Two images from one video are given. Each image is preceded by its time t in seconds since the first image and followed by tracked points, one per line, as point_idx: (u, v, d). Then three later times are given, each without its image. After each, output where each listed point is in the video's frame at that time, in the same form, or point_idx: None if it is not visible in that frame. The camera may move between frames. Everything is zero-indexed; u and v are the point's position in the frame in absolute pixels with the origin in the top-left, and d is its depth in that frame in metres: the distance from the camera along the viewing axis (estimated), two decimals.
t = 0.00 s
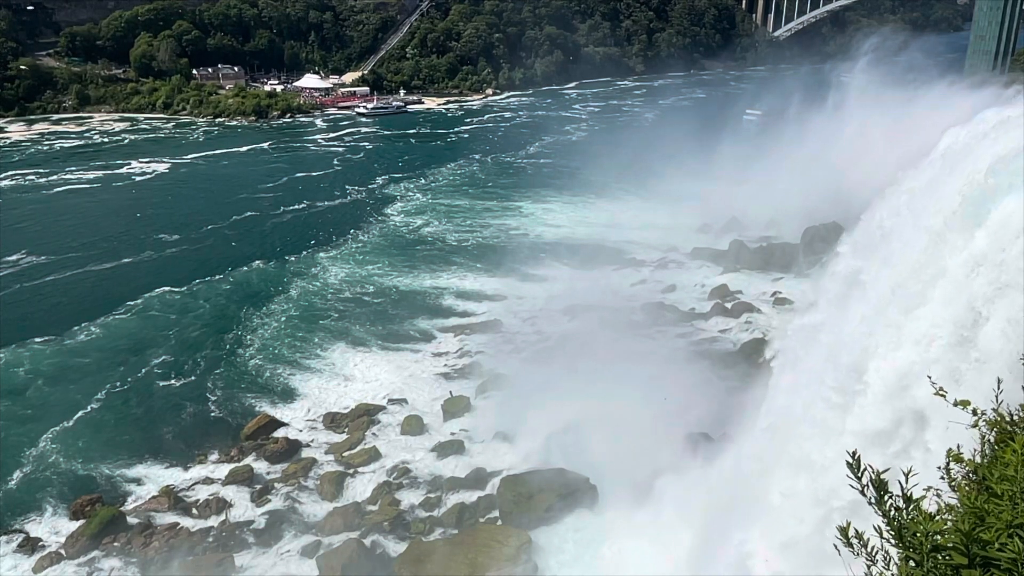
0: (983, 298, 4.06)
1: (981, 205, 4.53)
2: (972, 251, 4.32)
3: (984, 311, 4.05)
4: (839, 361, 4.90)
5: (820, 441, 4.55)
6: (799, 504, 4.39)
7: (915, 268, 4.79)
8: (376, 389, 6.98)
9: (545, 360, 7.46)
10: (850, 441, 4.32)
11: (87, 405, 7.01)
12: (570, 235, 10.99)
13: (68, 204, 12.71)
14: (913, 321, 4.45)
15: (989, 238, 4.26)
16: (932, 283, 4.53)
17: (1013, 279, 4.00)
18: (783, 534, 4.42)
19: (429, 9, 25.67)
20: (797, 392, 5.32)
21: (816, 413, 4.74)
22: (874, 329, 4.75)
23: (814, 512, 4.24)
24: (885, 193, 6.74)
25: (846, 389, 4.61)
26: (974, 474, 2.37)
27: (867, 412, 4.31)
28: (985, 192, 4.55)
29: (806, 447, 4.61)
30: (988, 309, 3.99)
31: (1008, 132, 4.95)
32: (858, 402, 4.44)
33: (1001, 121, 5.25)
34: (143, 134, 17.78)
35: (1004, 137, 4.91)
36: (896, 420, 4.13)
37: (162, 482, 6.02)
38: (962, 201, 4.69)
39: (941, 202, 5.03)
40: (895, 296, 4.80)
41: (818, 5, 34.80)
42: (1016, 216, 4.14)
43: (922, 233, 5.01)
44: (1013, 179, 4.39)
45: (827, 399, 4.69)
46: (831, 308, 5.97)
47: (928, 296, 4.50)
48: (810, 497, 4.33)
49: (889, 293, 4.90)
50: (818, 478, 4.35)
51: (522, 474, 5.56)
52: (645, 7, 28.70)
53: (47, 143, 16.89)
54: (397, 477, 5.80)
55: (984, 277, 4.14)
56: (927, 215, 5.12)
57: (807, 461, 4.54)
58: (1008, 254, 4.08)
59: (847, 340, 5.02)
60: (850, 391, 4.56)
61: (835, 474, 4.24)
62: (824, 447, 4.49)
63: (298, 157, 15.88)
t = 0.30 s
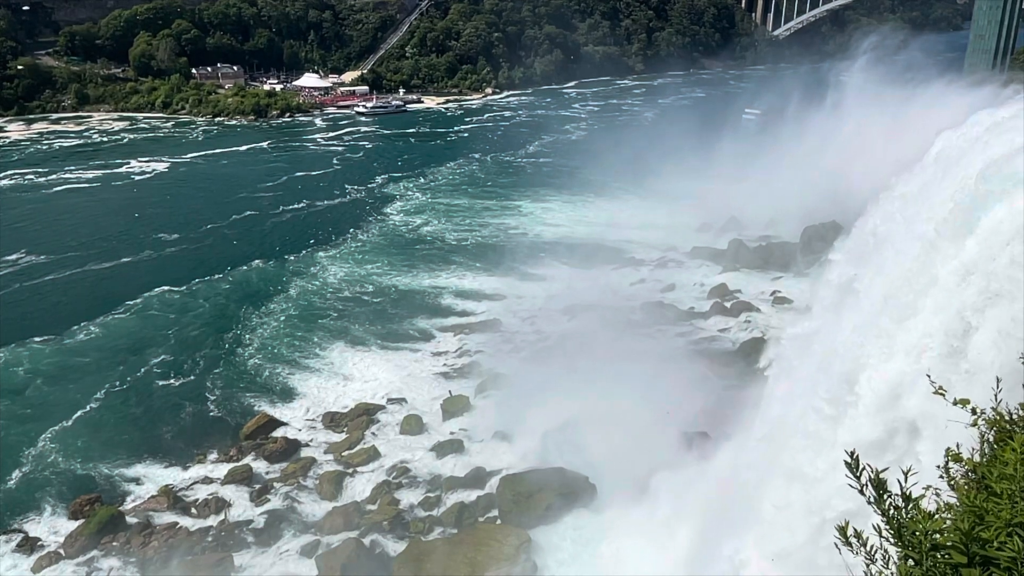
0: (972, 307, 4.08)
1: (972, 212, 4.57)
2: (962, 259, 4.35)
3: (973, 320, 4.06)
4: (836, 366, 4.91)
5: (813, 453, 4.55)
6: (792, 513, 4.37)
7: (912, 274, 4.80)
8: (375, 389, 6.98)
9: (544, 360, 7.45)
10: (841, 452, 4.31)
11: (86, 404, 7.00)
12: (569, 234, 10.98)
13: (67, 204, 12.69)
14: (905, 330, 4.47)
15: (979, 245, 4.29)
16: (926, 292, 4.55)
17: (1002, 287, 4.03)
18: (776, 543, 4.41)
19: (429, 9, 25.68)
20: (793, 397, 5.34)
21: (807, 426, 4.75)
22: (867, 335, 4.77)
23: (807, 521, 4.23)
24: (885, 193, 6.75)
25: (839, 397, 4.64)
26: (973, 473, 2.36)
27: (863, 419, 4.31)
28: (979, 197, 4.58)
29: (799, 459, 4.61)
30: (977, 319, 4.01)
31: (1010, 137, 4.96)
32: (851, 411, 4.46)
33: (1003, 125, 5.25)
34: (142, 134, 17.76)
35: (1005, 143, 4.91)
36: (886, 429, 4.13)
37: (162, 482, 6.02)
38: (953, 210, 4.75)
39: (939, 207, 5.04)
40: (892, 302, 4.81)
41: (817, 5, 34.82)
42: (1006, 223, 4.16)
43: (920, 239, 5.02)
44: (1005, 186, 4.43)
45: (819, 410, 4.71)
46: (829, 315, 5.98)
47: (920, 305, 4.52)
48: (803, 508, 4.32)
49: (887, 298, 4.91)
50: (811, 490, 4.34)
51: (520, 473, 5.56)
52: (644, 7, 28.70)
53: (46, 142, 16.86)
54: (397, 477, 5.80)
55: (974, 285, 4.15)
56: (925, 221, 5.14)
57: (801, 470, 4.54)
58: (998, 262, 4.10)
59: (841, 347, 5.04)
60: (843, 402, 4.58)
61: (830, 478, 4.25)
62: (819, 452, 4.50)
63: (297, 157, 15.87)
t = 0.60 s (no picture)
0: (957, 316, 4.20)
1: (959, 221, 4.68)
2: (948, 268, 4.47)
3: (958, 329, 4.19)
4: (827, 375, 5.00)
5: (799, 465, 4.61)
6: (780, 525, 4.43)
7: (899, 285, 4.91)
8: (370, 390, 7.03)
9: (538, 360, 7.52)
10: (826, 465, 4.36)
11: (79, 406, 7.04)
12: (562, 234, 11.05)
13: (61, 205, 12.70)
14: (890, 342, 4.57)
15: (965, 254, 4.40)
16: (911, 303, 4.65)
17: (984, 297, 4.15)
18: (765, 555, 4.45)
19: (422, 9, 25.75)
20: (783, 401, 5.43)
21: (794, 438, 4.81)
22: (856, 349, 4.86)
23: (795, 530, 4.30)
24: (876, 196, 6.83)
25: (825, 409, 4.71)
26: (965, 471, 2.44)
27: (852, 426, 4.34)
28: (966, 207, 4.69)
29: (785, 471, 4.67)
30: (963, 328, 4.13)
31: (1000, 145, 5.03)
32: (836, 421, 4.55)
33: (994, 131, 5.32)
34: (135, 135, 17.75)
35: (995, 150, 4.99)
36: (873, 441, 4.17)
37: (155, 484, 6.06)
38: (939, 223, 4.87)
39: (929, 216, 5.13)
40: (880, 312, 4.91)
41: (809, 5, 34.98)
42: (992, 233, 4.28)
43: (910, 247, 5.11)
44: (988, 196, 4.55)
45: (806, 422, 4.78)
46: (816, 325, 6.06)
47: (904, 316, 4.62)
48: (790, 518, 4.38)
49: (877, 306, 5.01)
50: (800, 503, 4.37)
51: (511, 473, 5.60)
52: (638, 7, 28.82)
53: (39, 143, 16.84)
54: (392, 478, 5.86)
55: (959, 294, 4.26)
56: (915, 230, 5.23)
57: (787, 483, 4.61)
58: (981, 271, 4.21)
59: (829, 362, 5.14)
60: (829, 415, 4.65)
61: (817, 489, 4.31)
62: (807, 462, 4.56)
63: (291, 158, 15.90)
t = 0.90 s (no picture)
0: (935, 326, 4.34)
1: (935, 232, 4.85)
2: (927, 278, 4.63)
3: (935, 339, 4.32)
4: (816, 376, 5.02)
5: (780, 477, 4.65)
6: (769, 529, 4.50)
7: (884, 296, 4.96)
8: (360, 391, 7.01)
9: (528, 360, 7.52)
10: (808, 477, 4.43)
11: (66, 410, 6.98)
12: (552, 234, 11.07)
13: (47, 207, 12.59)
14: (871, 352, 4.63)
15: (942, 264, 4.57)
16: (895, 314, 4.73)
17: (961, 306, 4.29)
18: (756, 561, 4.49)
19: (411, 10, 25.73)
20: (767, 406, 5.45)
21: (776, 449, 4.84)
22: (837, 361, 4.92)
23: (781, 541, 4.39)
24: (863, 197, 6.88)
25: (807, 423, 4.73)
26: (954, 468, 2.44)
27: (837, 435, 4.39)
28: (943, 218, 4.87)
29: (767, 482, 4.70)
30: (941, 337, 4.26)
31: (984, 151, 5.08)
32: (818, 435, 4.59)
33: (979, 136, 5.38)
34: (121, 136, 17.63)
35: (979, 156, 5.05)
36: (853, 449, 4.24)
37: (143, 487, 6.01)
38: (915, 236, 5.04)
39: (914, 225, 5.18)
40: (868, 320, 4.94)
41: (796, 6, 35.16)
42: (969, 242, 4.45)
43: (896, 254, 5.15)
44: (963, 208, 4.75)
45: (788, 433, 4.80)
46: (801, 335, 6.09)
47: (892, 323, 4.69)
48: (778, 525, 4.46)
49: (863, 317, 5.05)
50: (783, 517, 4.45)
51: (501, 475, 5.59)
52: (626, 8, 28.94)
53: (24, 145, 16.69)
54: (382, 480, 5.83)
55: (938, 303, 4.41)
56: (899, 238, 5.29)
57: (769, 494, 4.64)
58: (958, 279, 4.39)
59: (811, 374, 5.16)
60: (812, 426, 4.68)
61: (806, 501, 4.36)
62: (791, 471, 4.59)
63: (280, 159, 15.83)
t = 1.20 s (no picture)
0: (910, 336, 4.35)
1: (911, 242, 4.93)
2: (902, 288, 4.66)
3: (911, 349, 4.32)
4: (802, 376, 5.04)
5: (760, 487, 4.58)
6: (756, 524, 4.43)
7: (862, 306, 4.94)
8: (347, 393, 6.97)
9: (516, 360, 7.51)
10: (787, 488, 4.38)
11: (50, 413, 6.90)
12: (539, 235, 11.08)
13: (29, 209, 12.44)
14: (849, 363, 4.61)
15: (918, 272, 4.63)
16: (873, 323, 4.70)
17: (937, 315, 4.34)
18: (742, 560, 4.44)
19: (396, 11, 25.72)
20: (750, 412, 5.43)
21: (755, 460, 4.79)
22: (817, 370, 4.91)
23: (763, 542, 4.32)
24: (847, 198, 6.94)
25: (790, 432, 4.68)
26: (939, 465, 2.46)
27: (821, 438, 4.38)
28: (919, 226, 4.95)
29: (747, 494, 4.64)
30: (917, 346, 4.27)
31: (963, 154, 5.15)
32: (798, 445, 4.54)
33: (958, 139, 5.45)
34: (105, 137, 17.46)
35: (955, 162, 5.10)
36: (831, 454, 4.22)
37: (128, 491, 5.95)
38: (895, 241, 5.08)
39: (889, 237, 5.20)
40: (848, 323, 4.95)
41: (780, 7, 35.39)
42: (944, 250, 4.55)
43: (880, 253, 5.17)
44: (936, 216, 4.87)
45: (773, 433, 4.80)
46: (779, 342, 6.06)
47: (874, 326, 4.67)
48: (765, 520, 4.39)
49: (841, 323, 5.02)
50: (764, 526, 4.37)
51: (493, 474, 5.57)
52: (612, 8, 29.03)
53: (5, 146, 16.49)
54: (369, 481, 5.81)
55: (914, 312, 4.44)
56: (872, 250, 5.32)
57: (749, 501, 4.60)
58: (933, 287, 4.45)
59: (791, 385, 5.11)
60: (792, 435, 4.64)
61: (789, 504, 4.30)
62: (769, 482, 4.55)
63: (265, 159, 15.74)
